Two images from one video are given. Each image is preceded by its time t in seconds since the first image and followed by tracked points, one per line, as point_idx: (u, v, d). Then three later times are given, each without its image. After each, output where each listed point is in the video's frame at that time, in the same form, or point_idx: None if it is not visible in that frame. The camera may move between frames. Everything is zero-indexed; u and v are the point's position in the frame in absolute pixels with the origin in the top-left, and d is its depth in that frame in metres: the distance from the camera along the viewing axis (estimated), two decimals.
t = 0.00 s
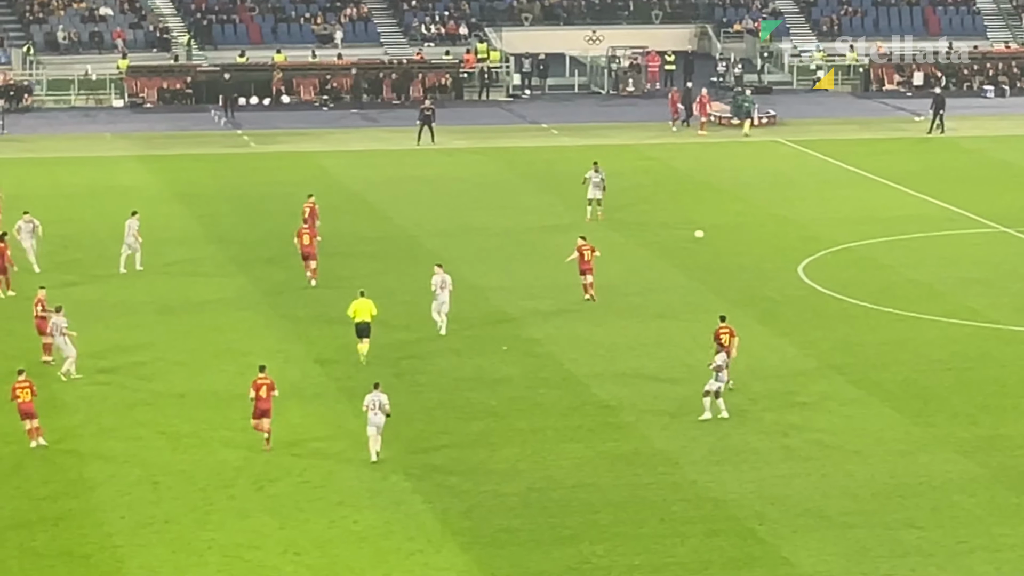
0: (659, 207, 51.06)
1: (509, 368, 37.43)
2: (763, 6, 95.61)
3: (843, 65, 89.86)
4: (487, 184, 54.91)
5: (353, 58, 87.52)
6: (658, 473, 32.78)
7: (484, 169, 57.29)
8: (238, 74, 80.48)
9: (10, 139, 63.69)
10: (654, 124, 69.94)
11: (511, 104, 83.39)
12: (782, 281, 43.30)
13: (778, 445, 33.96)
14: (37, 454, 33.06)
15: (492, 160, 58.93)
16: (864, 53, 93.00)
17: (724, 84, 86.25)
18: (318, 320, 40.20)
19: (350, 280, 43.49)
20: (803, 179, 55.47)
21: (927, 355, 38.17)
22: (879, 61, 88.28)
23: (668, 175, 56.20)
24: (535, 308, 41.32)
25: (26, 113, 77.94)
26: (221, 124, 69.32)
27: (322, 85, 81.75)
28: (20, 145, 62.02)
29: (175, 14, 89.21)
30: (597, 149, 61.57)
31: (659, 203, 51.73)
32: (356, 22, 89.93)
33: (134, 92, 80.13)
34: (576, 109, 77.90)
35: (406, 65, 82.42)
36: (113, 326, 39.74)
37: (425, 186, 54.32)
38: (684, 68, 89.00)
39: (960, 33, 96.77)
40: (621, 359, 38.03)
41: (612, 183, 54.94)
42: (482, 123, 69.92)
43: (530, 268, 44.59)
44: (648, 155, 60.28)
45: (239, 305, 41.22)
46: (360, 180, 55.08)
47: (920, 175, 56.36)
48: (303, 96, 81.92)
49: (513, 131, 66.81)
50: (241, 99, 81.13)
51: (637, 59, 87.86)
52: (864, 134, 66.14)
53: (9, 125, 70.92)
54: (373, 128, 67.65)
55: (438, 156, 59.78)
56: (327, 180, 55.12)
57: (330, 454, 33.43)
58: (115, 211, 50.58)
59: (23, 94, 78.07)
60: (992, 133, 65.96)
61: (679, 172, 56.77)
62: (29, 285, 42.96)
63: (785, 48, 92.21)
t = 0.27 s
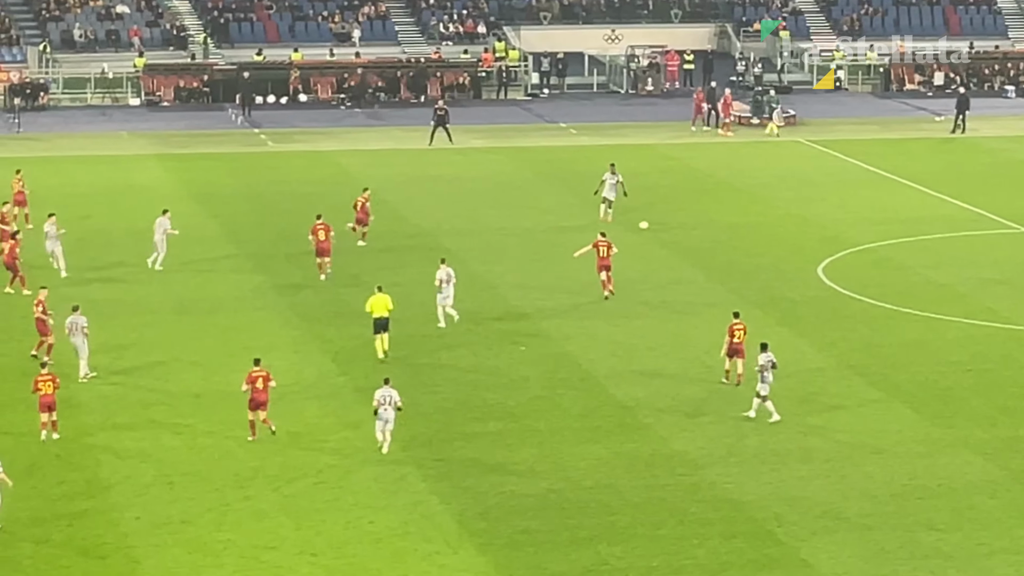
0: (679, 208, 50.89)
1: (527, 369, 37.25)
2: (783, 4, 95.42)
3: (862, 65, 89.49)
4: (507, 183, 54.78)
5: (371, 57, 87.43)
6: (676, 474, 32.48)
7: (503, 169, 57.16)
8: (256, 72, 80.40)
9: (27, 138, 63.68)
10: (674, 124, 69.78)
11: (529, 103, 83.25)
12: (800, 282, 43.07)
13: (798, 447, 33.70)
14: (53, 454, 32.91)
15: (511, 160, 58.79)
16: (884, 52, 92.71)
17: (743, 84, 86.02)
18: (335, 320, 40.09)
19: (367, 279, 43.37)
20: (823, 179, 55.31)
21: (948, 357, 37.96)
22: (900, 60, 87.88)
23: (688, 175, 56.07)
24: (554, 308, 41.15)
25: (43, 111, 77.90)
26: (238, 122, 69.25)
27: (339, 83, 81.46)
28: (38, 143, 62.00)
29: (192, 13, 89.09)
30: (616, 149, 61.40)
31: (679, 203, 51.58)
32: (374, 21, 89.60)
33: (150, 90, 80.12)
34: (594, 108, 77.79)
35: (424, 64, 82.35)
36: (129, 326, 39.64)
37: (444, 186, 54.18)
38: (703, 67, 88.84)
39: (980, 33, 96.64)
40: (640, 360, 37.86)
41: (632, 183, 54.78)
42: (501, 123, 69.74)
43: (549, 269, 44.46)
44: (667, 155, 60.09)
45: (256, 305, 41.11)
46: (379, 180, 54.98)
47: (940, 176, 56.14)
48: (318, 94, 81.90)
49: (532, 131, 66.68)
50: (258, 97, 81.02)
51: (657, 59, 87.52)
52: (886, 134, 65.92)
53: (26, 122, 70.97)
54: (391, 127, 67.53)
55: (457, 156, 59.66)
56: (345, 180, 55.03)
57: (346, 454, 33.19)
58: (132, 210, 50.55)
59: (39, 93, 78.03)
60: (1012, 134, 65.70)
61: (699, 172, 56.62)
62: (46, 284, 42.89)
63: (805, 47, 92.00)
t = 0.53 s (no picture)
0: (696, 207, 50.78)
1: (544, 369, 37.12)
2: (802, 3, 96.13)
3: (882, 64, 89.23)
4: (525, 182, 54.66)
5: (388, 55, 87.33)
6: (695, 475, 32.28)
7: (521, 168, 57.04)
8: (274, 70, 80.32)
9: (45, 135, 63.66)
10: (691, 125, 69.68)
11: (547, 102, 83.16)
12: (818, 282, 42.88)
13: (818, 448, 33.50)
14: (68, 452, 32.78)
15: (530, 159, 58.70)
16: (903, 51, 92.54)
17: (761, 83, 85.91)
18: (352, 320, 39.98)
19: (384, 278, 43.27)
20: (842, 179, 55.18)
21: (969, 357, 37.79)
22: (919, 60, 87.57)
23: (706, 174, 55.98)
24: (571, 308, 41.04)
25: (59, 110, 77.82)
26: (257, 121, 69.20)
27: (356, 81, 81.13)
28: (55, 140, 61.98)
29: (208, 11, 89.01)
30: (635, 147, 61.30)
31: (696, 203, 51.47)
32: (391, 19, 89.58)
33: (167, 88, 79.87)
34: (612, 107, 77.66)
35: (442, 63, 82.34)
36: (145, 325, 39.55)
37: (461, 185, 54.06)
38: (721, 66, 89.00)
39: (1001, 33, 96.25)
40: (659, 360, 37.72)
41: (650, 182, 54.67)
42: (518, 122, 69.59)
43: (566, 268, 44.35)
44: (685, 154, 59.95)
45: (272, 304, 41.01)
46: (396, 178, 54.88)
47: (958, 175, 55.97)
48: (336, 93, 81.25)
49: (549, 129, 66.53)
50: (275, 95, 80.85)
51: (675, 57, 87.31)
52: (906, 134, 65.74)
53: (44, 120, 70.99)
54: (410, 126, 67.42)
55: (476, 155, 59.55)
56: (362, 178, 54.94)
57: (363, 455, 33.02)
58: (149, 208, 50.51)
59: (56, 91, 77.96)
60: None
61: (717, 171, 56.49)
62: (61, 282, 42.82)
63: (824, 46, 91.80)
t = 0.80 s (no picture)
0: (701, 207, 50.73)
1: (548, 369, 37.08)
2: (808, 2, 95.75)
3: (887, 63, 89.27)
4: (530, 181, 54.63)
5: (392, 54, 87.31)
6: (699, 475, 32.23)
7: (526, 167, 57.00)
8: (278, 69, 80.27)
9: (48, 134, 63.61)
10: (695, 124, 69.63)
11: (551, 102, 83.12)
12: (823, 282, 42.84)
13: (822, 448, 33.44)
14: (72, 452, 32.73)
15: (534, 158, 58.69)
16: (908, 50, 92.57)
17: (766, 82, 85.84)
18: (356, 319, 39.94)
19: (388, 278, 43.23)
20: (847, 178, 55.13)
21: (973, 358, 37.75)
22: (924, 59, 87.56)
23: (710, 174, 55.93)
24: (575, 307, 41.00)
25: (63, 108, 77.76)
26: (260, 119, 69.15)
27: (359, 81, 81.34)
28: (59, 139, 61.94)
29: (212, 9, 88.94)
30: (639, 147, 61.26)
31: (700, 203, 51.43)
32: (396, 18, 89.59)
33: (171, 87, 79.80)
34: (616, 107, 77.62)
35: (447, 61, 82.38)
36: (149, 324, 39.49)
37: (465, 184, 54.02)
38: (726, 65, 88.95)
39: (1006, 32, 96.34)
40: (663, 360, 37.68)
41: (654, 181, 54.63)
42: (522, 121, 69.55)
43: (570, 268, 44.31)
44: (690, 154, 59.91)
45: (276, 304, 40.97)
46: (400, 177, 54.85)
47: (963, 175, 55.94)
48: (338, 92, 81.59)
49: (553, 129, 66.49)
50: (279, 94, 80.77)
51: (680, 57, 87.27)
52: (911, 133, 65.70)
53: (48, 118, 70.97)
54: (415, 125, 67.39)
55: (481, 154, 59.52)
56: (367, 177, 54.90)
57: (366, 454, 32.96)
58: (153, 207, 50.48)
59: (59, 89, 77.90)
60: None
61: (722, 171, 56.43)
62: (64, 281, 42.78)
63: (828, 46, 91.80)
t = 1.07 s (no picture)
0: (700, 205, 50.72)
1: (547, 367, 37.06)
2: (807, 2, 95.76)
3: (886, 62, 89.28)
4: (530, 180, 54.63)
5: (392, 52, 87.33)
6: (698, 474, 32.20)
7: (526, 166, 57.00)
8: (277, 68, 80.24)
9: (48, 131, 63.62)
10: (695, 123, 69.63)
11: (551, 100, 83.10)
12: (822, 281, 42.82)
13: (821, 447, 33.42)
14: (71, 450, 32.70)
15: (534, 156, 58.71)
16: (908, 50, 92.59)
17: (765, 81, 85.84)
18: (355, 318, 39.93)
19: (387, 277, 43.22)
20: (847, 177, 55.12)
21: (973, 357, 37.73)
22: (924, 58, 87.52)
23: (710, 172, 55.92)
24: (575, 305, 40.98)
25: (62, 106, 77.75)
26: (259, 117, 69.13)
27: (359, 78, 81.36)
28: (59, 137, 61.95)
29: (212, 7, 88.94)
30: (639, 145, 61.26)
31: (701, 201, 51.42)
32: (396, 16, 89.66)
33: (170, 85, 79.84)
34: (616, 105, 77.62)
35: (446, 60, 82.41)
36: (148, 323, 39.47)
37: (466, 183, 54.01)
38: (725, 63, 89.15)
39: (1006, 32, 96.41)
40: (662, 359, 37.67)
41: (654, 180, 54.62)
42: (521, 119, 69.58)
43: (570, 266, 44.30)
44: (690, 152, 59.90)
45: (276, 302, 40.96)
46: (401, 176, 54.85)
47: (963, 175, 55.91)
48: (338, 90, 81.55)
49: (553, 127, 66.51)
50: (278, 93, 80.73)
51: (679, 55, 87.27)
52: (912, 132, 65.70)
53: (47, 116, 70.98)
54: (414, 123, 67.41)
55: (481, 152, 59.52)
56: (367, 176, 54.90)
57: (366, 453, 32.93)
58: (153, 205, 50.48)
59: (59, 87, 77.89)
60: None
61: (722, 169, 56.43)
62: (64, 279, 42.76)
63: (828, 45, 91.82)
